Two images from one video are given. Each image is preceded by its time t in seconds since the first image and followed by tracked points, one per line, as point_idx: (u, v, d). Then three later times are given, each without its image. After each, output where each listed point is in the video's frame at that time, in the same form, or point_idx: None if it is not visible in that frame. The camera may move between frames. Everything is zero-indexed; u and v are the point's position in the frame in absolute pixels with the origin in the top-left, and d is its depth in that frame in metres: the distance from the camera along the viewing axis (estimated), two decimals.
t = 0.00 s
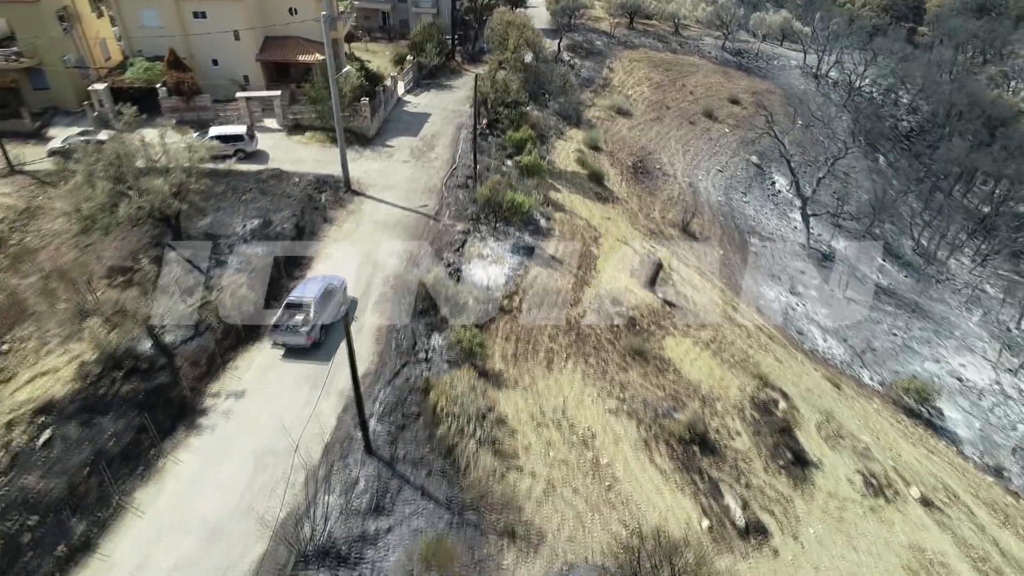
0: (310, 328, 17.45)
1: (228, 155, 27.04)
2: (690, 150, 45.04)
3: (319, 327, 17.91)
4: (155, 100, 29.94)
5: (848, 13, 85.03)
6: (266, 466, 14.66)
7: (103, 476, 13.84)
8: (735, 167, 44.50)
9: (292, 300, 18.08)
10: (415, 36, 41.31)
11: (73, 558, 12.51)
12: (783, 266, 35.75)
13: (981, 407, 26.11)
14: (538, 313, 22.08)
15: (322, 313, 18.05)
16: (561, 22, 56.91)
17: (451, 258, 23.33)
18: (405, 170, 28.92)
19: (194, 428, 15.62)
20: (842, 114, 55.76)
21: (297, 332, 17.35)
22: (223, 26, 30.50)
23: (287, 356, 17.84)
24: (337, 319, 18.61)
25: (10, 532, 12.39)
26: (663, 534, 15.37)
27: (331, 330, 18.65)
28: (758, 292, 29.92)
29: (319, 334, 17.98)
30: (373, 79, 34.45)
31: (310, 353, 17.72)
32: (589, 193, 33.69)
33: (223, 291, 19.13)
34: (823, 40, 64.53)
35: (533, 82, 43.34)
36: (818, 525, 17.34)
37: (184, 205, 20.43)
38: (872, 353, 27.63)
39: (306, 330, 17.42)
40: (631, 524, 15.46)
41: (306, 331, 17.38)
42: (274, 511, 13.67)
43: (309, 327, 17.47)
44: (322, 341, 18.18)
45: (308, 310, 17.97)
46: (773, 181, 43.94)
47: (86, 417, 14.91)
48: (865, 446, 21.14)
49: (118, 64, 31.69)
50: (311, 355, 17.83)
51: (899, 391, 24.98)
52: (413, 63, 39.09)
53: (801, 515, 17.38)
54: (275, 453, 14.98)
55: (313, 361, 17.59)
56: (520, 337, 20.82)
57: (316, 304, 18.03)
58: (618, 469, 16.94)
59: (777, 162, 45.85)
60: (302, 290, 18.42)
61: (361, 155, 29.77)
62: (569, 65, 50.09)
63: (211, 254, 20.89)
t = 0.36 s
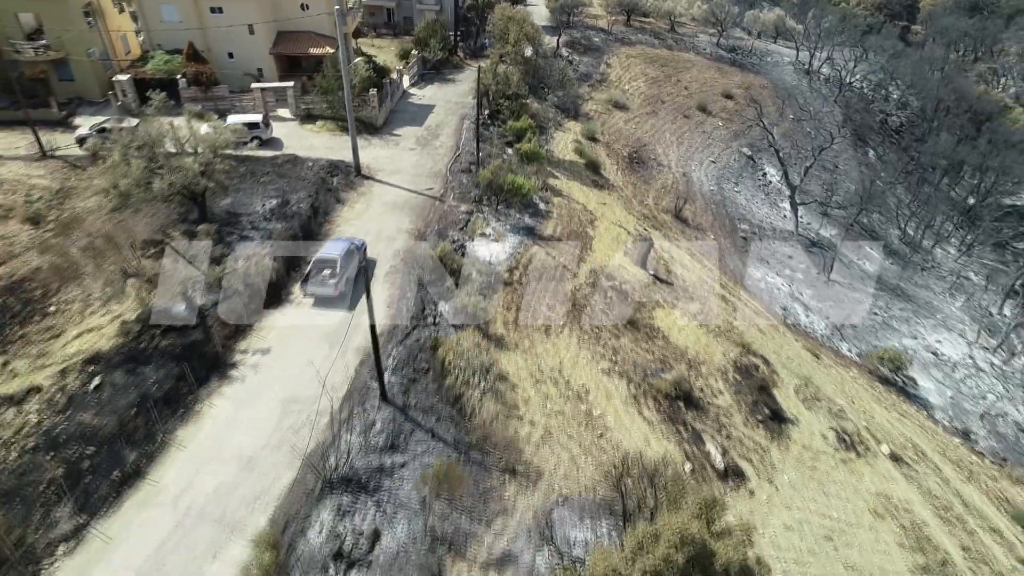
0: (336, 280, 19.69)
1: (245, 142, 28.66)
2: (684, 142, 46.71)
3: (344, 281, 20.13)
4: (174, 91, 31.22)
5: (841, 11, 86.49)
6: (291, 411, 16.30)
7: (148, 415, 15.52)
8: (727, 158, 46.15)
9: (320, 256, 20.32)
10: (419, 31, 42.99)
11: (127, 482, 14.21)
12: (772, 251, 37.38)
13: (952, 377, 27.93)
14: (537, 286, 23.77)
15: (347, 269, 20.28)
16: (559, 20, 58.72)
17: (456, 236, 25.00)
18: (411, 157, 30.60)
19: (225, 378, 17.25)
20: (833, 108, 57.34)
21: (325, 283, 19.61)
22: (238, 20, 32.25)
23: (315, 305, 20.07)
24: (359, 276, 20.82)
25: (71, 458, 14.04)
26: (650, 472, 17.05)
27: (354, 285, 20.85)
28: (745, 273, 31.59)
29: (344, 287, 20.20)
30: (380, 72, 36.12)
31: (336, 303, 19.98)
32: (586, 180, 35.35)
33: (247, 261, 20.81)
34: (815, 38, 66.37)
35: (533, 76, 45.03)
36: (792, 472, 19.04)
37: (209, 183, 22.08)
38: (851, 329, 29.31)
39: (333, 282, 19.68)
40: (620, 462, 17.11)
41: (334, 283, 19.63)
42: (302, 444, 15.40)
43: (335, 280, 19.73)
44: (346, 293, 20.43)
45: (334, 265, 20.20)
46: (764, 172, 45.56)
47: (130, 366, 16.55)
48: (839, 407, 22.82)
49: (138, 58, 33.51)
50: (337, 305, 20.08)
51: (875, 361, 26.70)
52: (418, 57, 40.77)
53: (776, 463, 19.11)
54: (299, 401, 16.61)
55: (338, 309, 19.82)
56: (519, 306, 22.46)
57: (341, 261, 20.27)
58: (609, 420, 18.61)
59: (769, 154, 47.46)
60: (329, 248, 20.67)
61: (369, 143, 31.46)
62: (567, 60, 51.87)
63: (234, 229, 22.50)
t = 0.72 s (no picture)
0: (359, 242, 21.74)
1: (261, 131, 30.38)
2: (679, 134, 48.40)
3: (365, 244, 22.22)
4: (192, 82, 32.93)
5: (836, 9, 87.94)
6: (314, 365, 17.98)
7: (186, 366, 17.25)
8: (721, 150, 47.82)
9: (343, 221, 22.31)
10: (424, 27, 44.68)
11: (170, 422, 15.93)
12: (762, 237, 39.04)
13: (928, 351, 29.68)
14: (537, 262, 25.44)
15: (367, 233, 22.35)
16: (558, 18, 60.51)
17: (461, 216, 26.67)
18: (418, 145, 32.29)
19: (252, 337, 18.95)
20: (825, 103, 59.05)
21: (349, 245, 21.64)
22: (253, 14, 34.03)
23: (338, 266, 22.14)
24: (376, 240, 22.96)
25: (120, 400, 15.77)
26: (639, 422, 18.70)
27: (371, 249, 22.99)
28: (734, 256, 33.28)
29: (364, 250, 22.31)
30: (386, 65, 37.85)
31: (358, 263, 22.18)
32: (584, 168, 37.02)
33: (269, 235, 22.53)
34: (808, 36, 68.14)
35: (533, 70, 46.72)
36: (770, 428, 20.80)
37: (232, 165, 23.80)
38: (833, 307, 31.02)
39: (356, 244, 21.74)
40: (612, 413, 18.76)
41: (357, 245, 21.67)
42: (325, 393, 17.07)
43: (358, 242, 21.77)
44: (365, 256, 22.56)
45: (356, 230, 22.25)
46: (756, 163, 47.23)
47: (168, 325, 18.28)
48: (818, 374, 24.51)
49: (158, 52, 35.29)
50: (358, 266, 22.20)
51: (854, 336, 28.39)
52: (422, 51, 42.48)
53: (755, 419, 20.89)
54: (321, 357, 18.29)
55: (359, 270, 21.95)
56: (520, 279, 24.12)
57: (362, 226, 22.33)
58: (603, 378, 20.26)
59: (761, 147, 49.14)
60: (350, 215, 22.67)
61: (377, 132, 33.15)
62: (566, 56, 53.63)
63: (255, 208, 24.19)
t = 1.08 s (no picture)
0: (375, 211, 24.06)
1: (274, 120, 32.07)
2: (675, 127, 50.08)
3: (381, 213, 24.52)
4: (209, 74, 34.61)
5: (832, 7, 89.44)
6: (333, 327, 19.71)
7: (218, 326, 19.01)
8: (715, 142, 49.51)
9: (360, 193, 24.70)
10: (428, 22, 46.35)
11: (205, 373, 17.67)
12: (753, 224, 40.72)
13: (906, 328, 31.43)
14: (537, 241, 27.15)
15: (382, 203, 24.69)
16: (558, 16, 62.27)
17: (465, 199, 28.37)
18: (424, 134, 33.99)
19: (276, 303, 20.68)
20: (817, 98, 60.80)
21: (366, 212, 23.97)
22: (266, 10, 35.82)
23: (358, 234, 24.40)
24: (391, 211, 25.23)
25: (161, 354, 17.54)
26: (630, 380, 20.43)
27: (387, 219, 25.26)
28: (725, 240, 34.97)
29: (380, 218, 24.58)
30: (392, 59, 39.55)
31: (376, 231, 24.38)
32: (582, 158, 38.70)
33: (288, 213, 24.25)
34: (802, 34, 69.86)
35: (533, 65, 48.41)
36: (751, 389, 22.58)
37: (252, 149, 25.52)
38: (818, 287, 32.77)
39: (372, 212, 24.07)
40: (605, 372, 20.50)
41: (373, 213, 24.00)
42: (344, 351, 18.78)
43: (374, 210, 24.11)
44: (382, 224, 24.81)
45: (372, 200, 24.59)
46: (749, 155, 48.93)
47: (199, 290, 20.05)
48: (799, 345, 26.24)
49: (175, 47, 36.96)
50: (375, 233, 24.44)
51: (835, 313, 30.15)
52: (426, 46, 44.16)
53: (738, 382, 22.71)
54: (339, 320, 20.01)
55: (377, 236, 24.16)
56: (521, 256, 25.81)
57: (378, 197, 24.67)
58: (597, 342, 21.97)
59: (753, 139, 50.82)
60: (367, 188, 25.07)
61: (384, 121, 34.85)
62: (565, 52, 55.35)
63: (273, 190, 25.89)
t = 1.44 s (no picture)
0: (390, 185, 26.53)
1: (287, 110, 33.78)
2: (670, 121, 51.79)
3: (395, 188, 26.99)
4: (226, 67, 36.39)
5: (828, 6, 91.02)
6: (349, 295, 21.45)
7: (245, 293, 20.78)
8: (709, 135, 51.23)
9: (376, 170, 27.19)
10: (431, 19, 48.06)
11: (235, 333, 19.44)
12: (744, 212, 42.42)
13: (887, 308, 33.25)
14: (536, 223, 28.86)
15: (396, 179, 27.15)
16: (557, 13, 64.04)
17: (469, 184, 30.07)
18: (429, 124, 35.69)
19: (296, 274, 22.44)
20: (810, 93, 62.53)
21: (382, 186, 26.46)
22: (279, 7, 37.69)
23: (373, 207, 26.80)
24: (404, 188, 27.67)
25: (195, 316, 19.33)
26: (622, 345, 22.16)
27: (400, 194, 27.70)
28: (715, 225, 36.70)
29: (394, 193, 27.04)
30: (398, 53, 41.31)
31: (389, 204, 26.80)
32: (580, 148, 40.39)
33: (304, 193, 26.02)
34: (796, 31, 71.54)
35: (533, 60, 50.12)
36: (736, 357, 24.32)
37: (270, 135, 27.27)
38: (803, 269, 34.59)
39: (388, 185, 26.55)
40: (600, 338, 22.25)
41: (388, 187, 26.49)
42: (360, 315, 20.52)
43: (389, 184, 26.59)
44: (395, 198, 27.21)
45: (387, 176, 27.08)
46: (742, 148, 50.67)
47: (226, 262, 21.81)
48: (782, 319, 27.94)
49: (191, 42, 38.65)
50: (389, 205, 26.87)
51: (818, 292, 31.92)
52: (430, 42, 45.86)
53: (723, 350, 24.52)
54: (354, 289, 21.75)
55: (390, 209, 26.55)
56: (522, 236, 27.55)
57: (392, 174, 27.15)
58: (592, 311, 23.68)
59: (746, 132, 52.55)
60: (382, 166, 27.56)
61: (391, 112, 36.56)
62: (565, 48, 57.07)
63: (289, 174, 27.63)
